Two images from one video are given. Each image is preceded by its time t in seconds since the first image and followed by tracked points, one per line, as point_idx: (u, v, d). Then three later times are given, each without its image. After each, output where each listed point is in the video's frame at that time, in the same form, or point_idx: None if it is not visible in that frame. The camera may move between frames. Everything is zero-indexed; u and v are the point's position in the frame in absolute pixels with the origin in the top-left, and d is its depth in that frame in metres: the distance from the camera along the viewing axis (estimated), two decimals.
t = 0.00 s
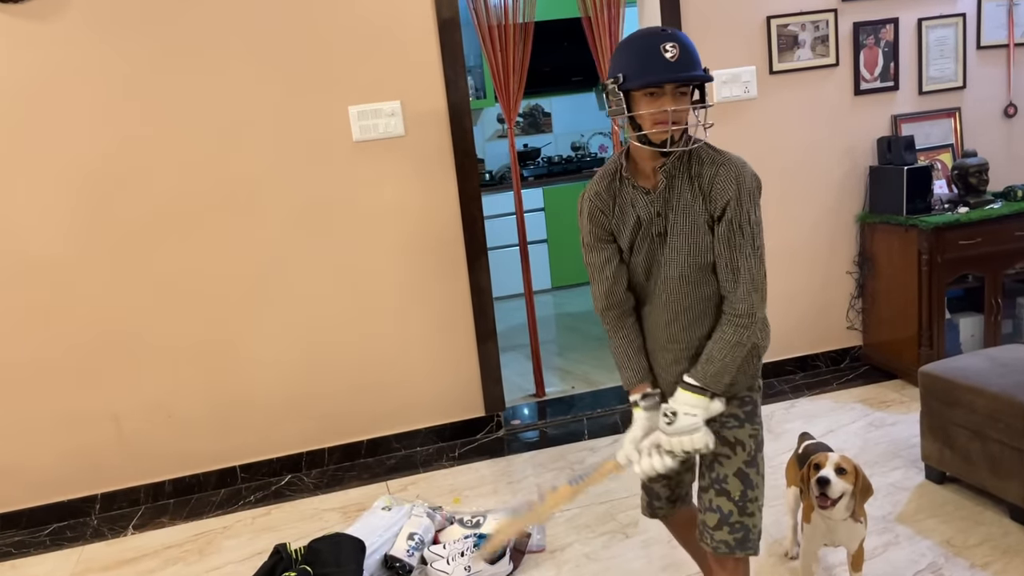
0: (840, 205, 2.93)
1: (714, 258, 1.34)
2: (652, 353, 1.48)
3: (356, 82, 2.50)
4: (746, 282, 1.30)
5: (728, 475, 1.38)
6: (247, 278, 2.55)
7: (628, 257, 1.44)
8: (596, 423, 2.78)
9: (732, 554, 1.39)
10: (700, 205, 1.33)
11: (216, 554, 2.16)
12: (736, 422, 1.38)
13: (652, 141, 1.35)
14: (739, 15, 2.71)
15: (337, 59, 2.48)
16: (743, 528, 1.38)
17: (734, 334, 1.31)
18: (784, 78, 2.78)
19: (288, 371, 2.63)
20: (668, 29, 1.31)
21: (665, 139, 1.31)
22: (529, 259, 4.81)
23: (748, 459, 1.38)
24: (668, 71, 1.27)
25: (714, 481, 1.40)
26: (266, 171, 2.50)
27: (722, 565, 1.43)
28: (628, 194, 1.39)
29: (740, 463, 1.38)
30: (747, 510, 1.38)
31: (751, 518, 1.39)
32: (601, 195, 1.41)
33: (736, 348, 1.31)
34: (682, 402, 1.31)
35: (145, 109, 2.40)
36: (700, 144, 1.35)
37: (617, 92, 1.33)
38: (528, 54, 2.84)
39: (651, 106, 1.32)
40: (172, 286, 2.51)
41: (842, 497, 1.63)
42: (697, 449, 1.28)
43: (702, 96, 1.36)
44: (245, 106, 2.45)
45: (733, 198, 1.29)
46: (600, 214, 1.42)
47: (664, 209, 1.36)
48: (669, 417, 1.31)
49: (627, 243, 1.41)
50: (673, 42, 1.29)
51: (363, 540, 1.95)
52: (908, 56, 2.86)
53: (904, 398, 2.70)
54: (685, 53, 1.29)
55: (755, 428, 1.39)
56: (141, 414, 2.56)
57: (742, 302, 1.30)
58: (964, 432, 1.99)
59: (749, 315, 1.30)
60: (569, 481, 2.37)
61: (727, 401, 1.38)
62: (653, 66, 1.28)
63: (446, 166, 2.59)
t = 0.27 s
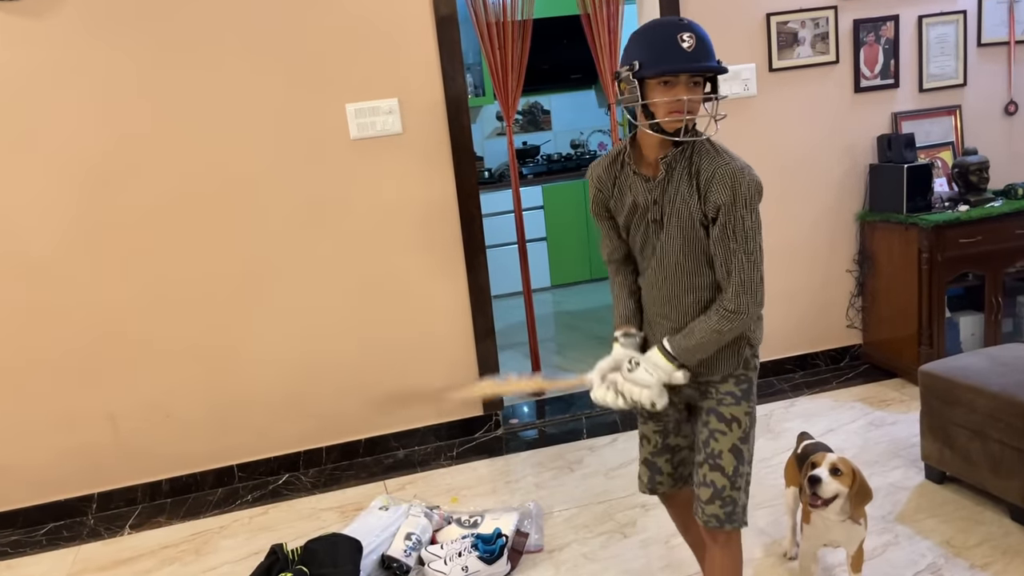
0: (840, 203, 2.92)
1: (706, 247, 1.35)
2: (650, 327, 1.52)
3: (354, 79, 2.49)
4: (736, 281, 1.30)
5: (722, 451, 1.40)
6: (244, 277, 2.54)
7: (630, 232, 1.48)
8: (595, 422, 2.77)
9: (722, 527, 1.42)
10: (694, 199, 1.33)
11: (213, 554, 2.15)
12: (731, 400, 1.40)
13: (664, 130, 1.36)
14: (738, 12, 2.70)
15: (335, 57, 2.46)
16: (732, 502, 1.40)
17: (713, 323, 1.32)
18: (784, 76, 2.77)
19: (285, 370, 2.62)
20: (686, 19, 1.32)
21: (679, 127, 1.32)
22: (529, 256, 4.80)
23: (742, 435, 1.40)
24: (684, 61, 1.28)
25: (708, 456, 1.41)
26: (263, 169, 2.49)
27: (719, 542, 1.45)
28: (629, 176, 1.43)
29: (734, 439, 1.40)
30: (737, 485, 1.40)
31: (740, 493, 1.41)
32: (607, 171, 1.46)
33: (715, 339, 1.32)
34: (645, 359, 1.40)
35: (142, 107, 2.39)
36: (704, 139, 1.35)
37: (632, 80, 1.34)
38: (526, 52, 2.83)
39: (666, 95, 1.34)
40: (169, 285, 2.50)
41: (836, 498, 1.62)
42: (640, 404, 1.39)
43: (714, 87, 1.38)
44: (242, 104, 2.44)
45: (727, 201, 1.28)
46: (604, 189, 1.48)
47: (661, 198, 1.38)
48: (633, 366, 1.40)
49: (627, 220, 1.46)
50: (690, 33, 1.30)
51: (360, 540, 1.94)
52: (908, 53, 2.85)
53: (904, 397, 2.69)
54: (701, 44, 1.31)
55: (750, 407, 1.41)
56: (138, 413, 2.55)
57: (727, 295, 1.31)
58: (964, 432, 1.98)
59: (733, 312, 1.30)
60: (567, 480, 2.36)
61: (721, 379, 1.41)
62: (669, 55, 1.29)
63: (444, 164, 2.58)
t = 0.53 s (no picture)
0: (838, 199, 2.91)
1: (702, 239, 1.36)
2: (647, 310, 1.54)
3: (349, 75, 2.47)
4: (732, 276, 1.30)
5: (704, 433, 1.41)
6: (240, 274, 2.53)
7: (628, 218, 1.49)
8: (593, 419, 2.76)
9: (701, 506, 1.43)
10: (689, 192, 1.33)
11: (208, 552, 2.15)
12: (717, 383, 1.41)
13: (667, 123, 1.35)
14: (736, 7, 2.68)
15: (330, 52, 2.45)
16: (713, 483, 1.42)
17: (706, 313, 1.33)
18: (782, 71, 2.76)
19: (281, 367, 2.61)
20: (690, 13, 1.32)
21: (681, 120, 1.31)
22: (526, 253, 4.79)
23: (727, 419, 1.41)
24: (688, 54, 1.28)
25: (691, 438, 1.43)
26: (258, 166, 2.48)
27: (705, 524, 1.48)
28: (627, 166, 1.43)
29: (718, 423, 1.41)
30: (719, 467, 1.41)
31: (722, 475, 1.42)
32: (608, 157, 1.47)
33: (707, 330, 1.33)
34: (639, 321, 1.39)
35: (136, 103, 2.37)
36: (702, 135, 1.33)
37: (636, 73, 1.33)
38: (523, 47, 2.81)
39: (669, 89, 1.33)
40: (164, 282, 2.49)
41: (828, 493, 1.61)
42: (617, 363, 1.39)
43: (717, 83, 1.37)
44: (238, 100, 2.43)
45: (722, 199, 1.27)
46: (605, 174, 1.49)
47: (655, 188, 1.38)
48: (630, 323, 1.39)
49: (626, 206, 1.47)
50: (694, 26, 1.30)
51: (355, 538, 1.93)
52: (907, 49, 2.83)
53: (902, 394, 2.68)
54: (705, 37, 1.30)
55: (736, 391, 1.41)
56: (133, 411, 2.53)
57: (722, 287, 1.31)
58: (962, 429, 1.97)
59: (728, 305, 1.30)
60: (564, 477, 2.36)
61: (713, 362, 1.41)
62: (674, 47, 1.28)
63: (441, 160, 2.57)
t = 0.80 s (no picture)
0: (834, 194, 2.90)
1: (693, 239, 1.35)
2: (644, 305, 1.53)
3: (343, 68, 2.45)
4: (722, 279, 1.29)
5: (696, 431, 1.40)
6: (233, 269, 2.51)
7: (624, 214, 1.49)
8: (588, 414, 2.75)
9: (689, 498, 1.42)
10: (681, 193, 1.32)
11: (201, 549, 2.14)
12: (711, 383, 1.40)
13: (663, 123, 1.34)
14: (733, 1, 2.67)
15: (324, 45, 2.43)
16: (702, 478, 1.40)
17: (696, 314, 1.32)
18: (778, 66, 2.74)
19: (275, 363, 2.60)
20: (689, 12, 1.30)
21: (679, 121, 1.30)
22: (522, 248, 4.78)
23: (718, 419, 1.40)
24: (687, 56, 1.26)
25: (683, 434, 1.42)
26: (252, 160, 2.46)
27: (697, 516, 1.47)
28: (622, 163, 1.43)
29: (710, 422, 1.40)
30: (709, 463, 1.40)
31: (712, 470, 1.41)
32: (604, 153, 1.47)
33: (696, 331, 1.32)
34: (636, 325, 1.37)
35: (127, 97, 2.36)
36: (697, 137, 1.32)
37: (632, 72, 1.32)
38: (518, 41, 2.79)
39: (666, 89, 1.31)
40: (156, 278, 2.48)
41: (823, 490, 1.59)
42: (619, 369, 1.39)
43: (714, 82, 1.36)
44: (230, 94, 2.41)
45: (711, 203, 1.26)
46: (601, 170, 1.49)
47: (650, 187, 1.37)
48: (629, 332, 1.38)
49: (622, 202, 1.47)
50: (693, 26, 1.28)
51: (348, 535, 1.92)
52: (904, 43, 2.82)
53: (898, 389, 2.68)
54: (704, 38, 1.28)
55: (730, 392, 1.40)
56: (126, 407, 2.52)
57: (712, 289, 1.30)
58: (958, 425, 1.96)
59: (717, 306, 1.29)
60: (559, 474, 2.35)
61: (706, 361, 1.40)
62: (672, 48, 1.27)
63: (435, 154, 2.56)
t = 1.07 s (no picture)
0: (829, 188, 2.89)
1: (692, 240, 1.34)
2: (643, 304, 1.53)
3: (336, 62, 2.44)
4: (720, 280, 1.28)
5: (684, 421, 1.40)
6: (225, 264, 2.50)
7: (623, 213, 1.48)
8: (582, 410, 2.75)
9: (674, 493, 1.42)
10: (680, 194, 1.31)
11: (193, 546, 2.13)
12: (703, 373, 1.39)
13: (660, 127, 1.34)
14: None
15: (316, 39, 2.41)
16: (688, 471, 1.40)
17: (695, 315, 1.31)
18: (773, 60, 2.73)
19: (267, 359, 2.58)
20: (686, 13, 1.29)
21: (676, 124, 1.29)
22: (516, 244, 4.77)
23: (707, 409, 1.39)
24: (685, 58, 1.25)
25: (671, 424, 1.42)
26: (244, 155, 2.45)
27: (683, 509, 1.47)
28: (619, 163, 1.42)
29: (698, 412, 1.39)
30: (695, 455, 1.40)
31: (699, 463, 1.40)
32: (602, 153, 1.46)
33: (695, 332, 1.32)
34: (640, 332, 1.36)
35: (118, 90, 2.34)
36: (695, 139, 1.30)
37: (629, 73, 1.31)
38: (512, 35, 2.78)
39: (664, 91, 1.30)
40: (148, 273, 2.46)
41: (818, 482, 1.59)
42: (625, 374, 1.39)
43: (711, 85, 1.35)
44: (222, 88, 2.39)
45: (708, 205, 1.26)
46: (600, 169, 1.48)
47: (648, 188, 1.36)
48: (635, 338, 1.36)
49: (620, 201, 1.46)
50: (691, 27, 1.27)
51: (341, 531, 1.91)
52: (900, 37, 2.81)
53: (893, 384, 2.68)
54: (701, 40, 1.27)
55: (722, 382, 1.39)
56: (118, 403, 2.51)
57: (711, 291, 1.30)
58: (952, 420, 1.96)
59: (715, 308, 1.29)
60: (553, 469, 2.34)
61: (701, 351, 1.39)
62: (669, 51, 1.26)
63: (429, 149, 2.54)
